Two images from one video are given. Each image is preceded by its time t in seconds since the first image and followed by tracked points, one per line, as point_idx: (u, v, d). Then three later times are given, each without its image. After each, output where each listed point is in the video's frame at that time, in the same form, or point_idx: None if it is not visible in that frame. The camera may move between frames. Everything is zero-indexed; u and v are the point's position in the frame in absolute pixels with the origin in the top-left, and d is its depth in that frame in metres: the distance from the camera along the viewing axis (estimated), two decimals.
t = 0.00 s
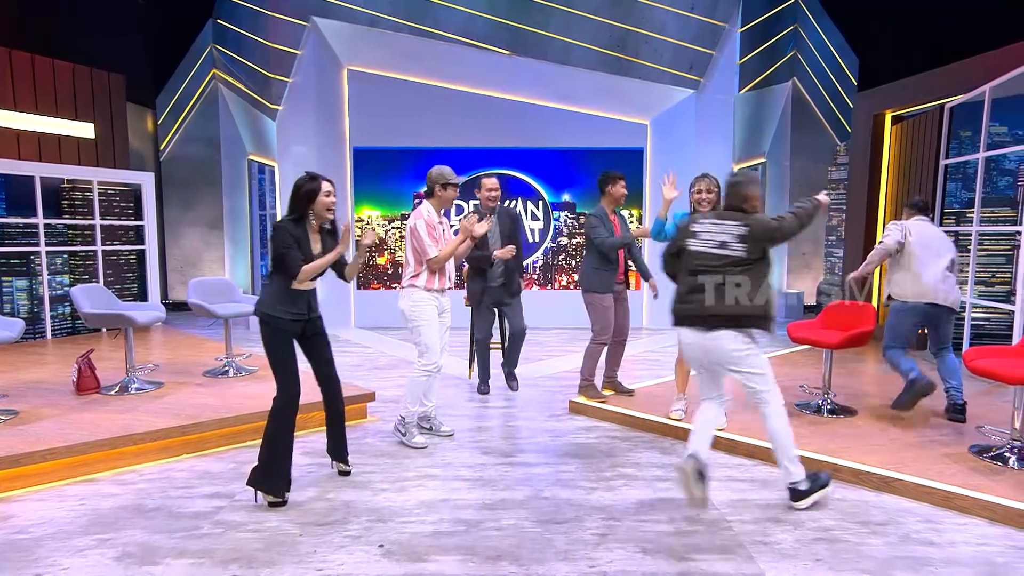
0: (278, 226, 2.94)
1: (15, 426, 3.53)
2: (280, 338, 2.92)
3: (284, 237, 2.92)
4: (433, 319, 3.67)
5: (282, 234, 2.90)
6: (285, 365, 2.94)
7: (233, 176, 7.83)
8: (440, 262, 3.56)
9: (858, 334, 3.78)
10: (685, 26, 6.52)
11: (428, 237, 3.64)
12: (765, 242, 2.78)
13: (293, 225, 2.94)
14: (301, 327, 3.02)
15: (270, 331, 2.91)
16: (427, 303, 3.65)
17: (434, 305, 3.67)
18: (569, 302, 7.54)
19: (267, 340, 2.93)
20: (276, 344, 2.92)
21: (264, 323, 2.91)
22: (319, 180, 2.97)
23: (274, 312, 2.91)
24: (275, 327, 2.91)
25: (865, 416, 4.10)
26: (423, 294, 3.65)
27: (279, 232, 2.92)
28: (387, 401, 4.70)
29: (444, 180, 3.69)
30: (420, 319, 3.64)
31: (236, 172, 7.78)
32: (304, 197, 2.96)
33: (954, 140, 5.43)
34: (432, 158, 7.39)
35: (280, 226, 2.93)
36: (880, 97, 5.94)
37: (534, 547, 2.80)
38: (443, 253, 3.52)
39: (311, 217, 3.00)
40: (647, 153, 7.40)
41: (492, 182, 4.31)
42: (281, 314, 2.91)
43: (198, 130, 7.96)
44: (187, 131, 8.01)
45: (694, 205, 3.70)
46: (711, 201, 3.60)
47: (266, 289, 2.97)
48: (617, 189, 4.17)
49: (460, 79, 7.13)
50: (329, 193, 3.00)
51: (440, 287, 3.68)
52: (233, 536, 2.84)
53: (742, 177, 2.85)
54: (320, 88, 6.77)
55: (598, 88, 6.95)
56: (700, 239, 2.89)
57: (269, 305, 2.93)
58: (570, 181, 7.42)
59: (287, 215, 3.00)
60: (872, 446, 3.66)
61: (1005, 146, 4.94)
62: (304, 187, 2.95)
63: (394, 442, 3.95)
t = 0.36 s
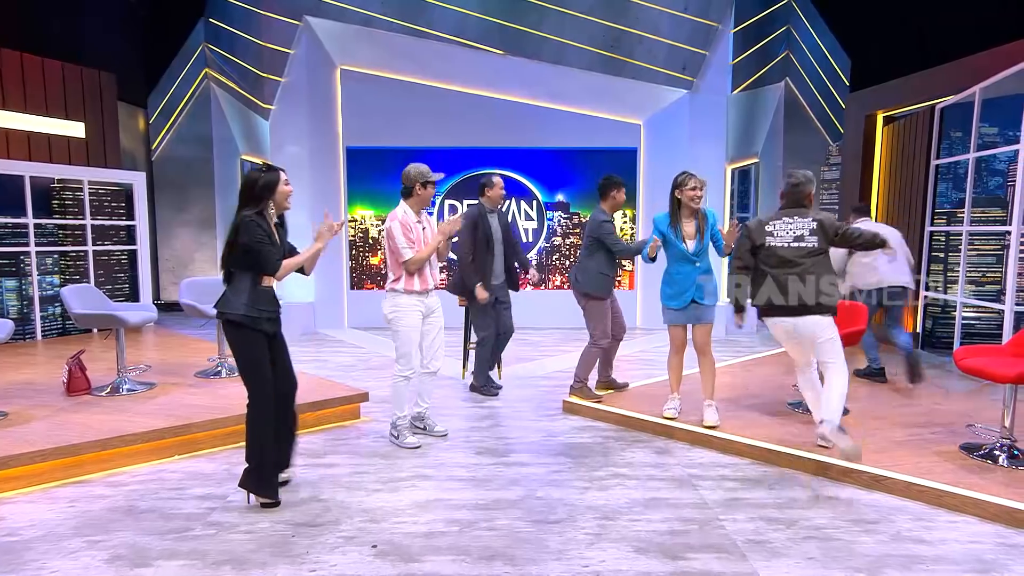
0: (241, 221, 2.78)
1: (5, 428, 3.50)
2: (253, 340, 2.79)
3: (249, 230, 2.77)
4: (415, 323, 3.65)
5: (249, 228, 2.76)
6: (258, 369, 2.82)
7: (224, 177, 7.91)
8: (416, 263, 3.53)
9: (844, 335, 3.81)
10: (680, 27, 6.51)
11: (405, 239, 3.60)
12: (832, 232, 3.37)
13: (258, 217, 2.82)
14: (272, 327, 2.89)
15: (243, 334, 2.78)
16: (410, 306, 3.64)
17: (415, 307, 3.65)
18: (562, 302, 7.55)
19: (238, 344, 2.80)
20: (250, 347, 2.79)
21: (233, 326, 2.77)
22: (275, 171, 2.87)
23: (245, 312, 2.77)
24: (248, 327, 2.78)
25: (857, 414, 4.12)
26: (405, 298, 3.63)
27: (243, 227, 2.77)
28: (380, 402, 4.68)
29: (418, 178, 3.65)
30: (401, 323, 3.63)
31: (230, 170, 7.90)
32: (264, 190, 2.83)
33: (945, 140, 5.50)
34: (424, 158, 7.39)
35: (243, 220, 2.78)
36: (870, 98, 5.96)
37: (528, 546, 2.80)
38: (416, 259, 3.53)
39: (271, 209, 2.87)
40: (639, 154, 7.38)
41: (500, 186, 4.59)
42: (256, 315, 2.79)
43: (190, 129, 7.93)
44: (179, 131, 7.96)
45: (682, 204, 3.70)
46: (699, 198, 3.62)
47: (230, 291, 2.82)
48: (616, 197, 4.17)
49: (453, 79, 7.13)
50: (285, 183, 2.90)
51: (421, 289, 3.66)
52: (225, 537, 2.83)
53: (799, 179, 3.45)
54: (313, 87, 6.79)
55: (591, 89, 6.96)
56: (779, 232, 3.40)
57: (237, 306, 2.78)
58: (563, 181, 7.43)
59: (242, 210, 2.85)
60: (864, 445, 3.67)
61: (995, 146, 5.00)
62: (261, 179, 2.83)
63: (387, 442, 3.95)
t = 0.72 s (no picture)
0: (222, 223, 2.71)
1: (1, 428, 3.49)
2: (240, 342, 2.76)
3: (232, 232, 2.71)
4: (410, 325, 3.64)
5: (234, 229, 2.70)
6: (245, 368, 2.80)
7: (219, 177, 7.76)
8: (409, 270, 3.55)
9: (841, 334, 3.81)
10: (677, 27, 6.51)
11: (397, 244, 3.59)
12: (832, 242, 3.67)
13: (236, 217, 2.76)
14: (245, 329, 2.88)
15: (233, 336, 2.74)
16: (405, 310, 3.63)
17: (410, 309, 3.66)
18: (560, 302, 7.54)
19: (220, 348, 2.74)
20: (235, 349, 2.76)
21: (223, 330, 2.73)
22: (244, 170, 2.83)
23: (235, 314, 2.74)
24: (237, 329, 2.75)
25: (855, 413, 4.12)
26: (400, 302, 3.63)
27: (226, 229, 2.70)
28: (377, 402, 4.67)
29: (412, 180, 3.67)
30: (397, 325, 3.62)
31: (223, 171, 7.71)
32: (238, 190, 2.76)
33: (942, 141, 5.48)
34: (421, 157, 7.38)
35: (225, 222, 2.70)
36: (869, 99, 6.00)
37: (526, 547, 2.80)
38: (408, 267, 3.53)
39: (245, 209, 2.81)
40: (638, 154, 7.41)
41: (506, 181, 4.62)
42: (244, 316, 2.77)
43: (187, 128, 7.85)
44: (176, 131, 7.91)
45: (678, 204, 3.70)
46: (694, 197, 3.61)
47: (212, 295, 2.75)
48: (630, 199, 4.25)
49: (452, 79, 7.13)
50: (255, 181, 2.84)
51: (413, 292, 3.66)
52: (223, 538, 2.82)
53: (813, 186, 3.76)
54: (310, 86, 6.80)
55: (589, 89, 6.95)
56: (791, 227, 3.69)
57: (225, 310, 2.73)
58: (561, 180, 7.43)
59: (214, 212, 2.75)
60: (862, 445, 3.68)
61: (992, 146, 4.99)
62: (234, 179, 2.74)
63: (385, 442, 3.95)
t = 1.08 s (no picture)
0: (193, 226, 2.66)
1: None
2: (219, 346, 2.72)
3: (203, 235, 2.69)
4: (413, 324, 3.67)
5: (206, 232, 2.68)
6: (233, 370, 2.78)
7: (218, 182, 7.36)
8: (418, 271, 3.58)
9: (842, 334, 3.78)
10: (677, 26, 6.49)
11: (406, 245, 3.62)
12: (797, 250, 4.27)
13: (200, 220, 2.72)
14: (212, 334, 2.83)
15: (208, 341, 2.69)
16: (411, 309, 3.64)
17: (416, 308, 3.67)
18: (559, 302, 7.54)
19: (199, 353, 2.69)
20: (211, 354, 2.71)
21: (199, 337, 2.67)
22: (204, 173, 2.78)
23: (212, 320, 2.70)
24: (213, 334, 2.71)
25: (855, 413, 4.11)
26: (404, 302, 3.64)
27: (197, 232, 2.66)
28: (376, 402, 4.66)
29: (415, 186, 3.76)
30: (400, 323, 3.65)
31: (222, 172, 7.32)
32: (199, 192, 2.72)
33: (943, 141, 5.48)
34: (420, 157, 7.37)
35: (194, 226, 2.66)
36: (868, 99, 5.97)
37: (525, 547, 2.79)
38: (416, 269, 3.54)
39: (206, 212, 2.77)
40: (637, 153, 7.43)
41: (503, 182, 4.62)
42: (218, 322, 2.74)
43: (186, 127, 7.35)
44: (175, 131, 7.38)
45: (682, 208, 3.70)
46: (696, 200, 3.61)
47: (182, 301, 2.67)
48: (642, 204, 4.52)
49: (451, 79, 7.11)
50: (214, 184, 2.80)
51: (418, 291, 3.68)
52: (220, 539, 2.81)
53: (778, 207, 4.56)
54: (309, 86, 6.81)
55: (589, 88, 6.94)
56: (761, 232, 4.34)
57: (200, 315, 2.67)
58: (560, 180, 7.42)
59: (175, 216, 2.67)
60: (861, 445, 3.67)
61: (992, 145, 4.97)
62: (197, 181, 2.71)
63: (384, 442, 3.93)
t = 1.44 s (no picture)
0: (176, 224, 2.63)
1: None
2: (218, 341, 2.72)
3: (188, 233, 2.68)
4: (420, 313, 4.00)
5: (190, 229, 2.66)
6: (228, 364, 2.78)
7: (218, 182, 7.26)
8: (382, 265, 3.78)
9: (842, 334, 3.76)
10: (676, 25, 6.48)
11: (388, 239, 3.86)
12: (786, 243, 4.80)
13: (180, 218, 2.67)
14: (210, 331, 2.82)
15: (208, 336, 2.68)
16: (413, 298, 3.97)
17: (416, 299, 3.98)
18: (559, 302, 7.53)
19: (198, 351, 2.68)
20: (210, 350, 2.71)
21: (199, 334, 2.66)
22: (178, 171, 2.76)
23: (211, 315, 2.70)
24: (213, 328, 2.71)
25: (855, 413, 4.10)
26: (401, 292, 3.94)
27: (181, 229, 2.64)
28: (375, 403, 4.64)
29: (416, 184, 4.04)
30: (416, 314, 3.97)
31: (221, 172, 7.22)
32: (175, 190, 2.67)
33: (943, 140, 5.45)
34: (419, 158, 7.35)
35: (176, 223, 2.63)
36: (869, 97, 5.94)
37: (525, 548, 2.78)
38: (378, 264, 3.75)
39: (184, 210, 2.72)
40: (637, 152, 7.38)
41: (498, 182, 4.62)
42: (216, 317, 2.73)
43: (184, 125, 7.21)
44: (171, 130, 7.25)
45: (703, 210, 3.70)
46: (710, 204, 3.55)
47: (180, 300, 2.65)
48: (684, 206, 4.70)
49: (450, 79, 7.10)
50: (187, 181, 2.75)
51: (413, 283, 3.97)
52: (218, 539, 2.80)
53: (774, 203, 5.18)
54: (308, 85, 6.80)
55: (590, 88, 6.94)
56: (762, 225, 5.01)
57: (200, 311, 2.67)
58: (560, 180, 7.40)
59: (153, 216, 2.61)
60: (862, 445, 3.66)
61: (993, 145, 4.96)
62: (172, 178, 2.65)
63: (383, 443, 3.91)
